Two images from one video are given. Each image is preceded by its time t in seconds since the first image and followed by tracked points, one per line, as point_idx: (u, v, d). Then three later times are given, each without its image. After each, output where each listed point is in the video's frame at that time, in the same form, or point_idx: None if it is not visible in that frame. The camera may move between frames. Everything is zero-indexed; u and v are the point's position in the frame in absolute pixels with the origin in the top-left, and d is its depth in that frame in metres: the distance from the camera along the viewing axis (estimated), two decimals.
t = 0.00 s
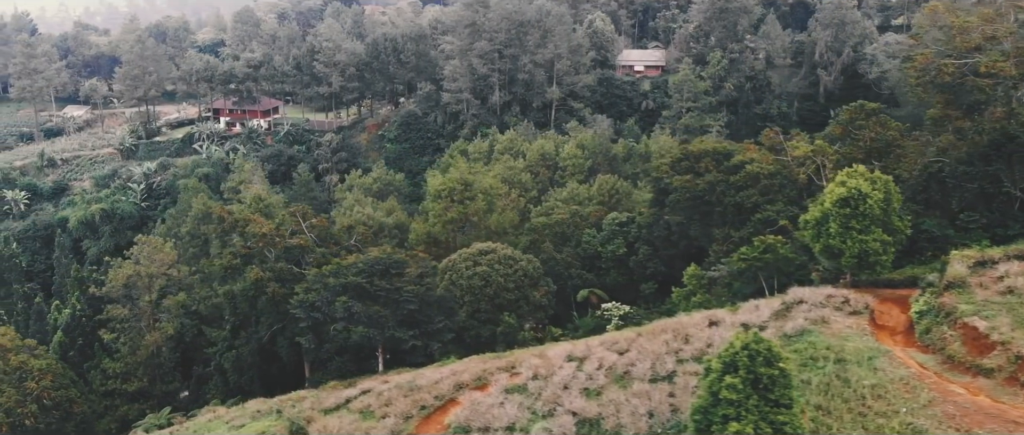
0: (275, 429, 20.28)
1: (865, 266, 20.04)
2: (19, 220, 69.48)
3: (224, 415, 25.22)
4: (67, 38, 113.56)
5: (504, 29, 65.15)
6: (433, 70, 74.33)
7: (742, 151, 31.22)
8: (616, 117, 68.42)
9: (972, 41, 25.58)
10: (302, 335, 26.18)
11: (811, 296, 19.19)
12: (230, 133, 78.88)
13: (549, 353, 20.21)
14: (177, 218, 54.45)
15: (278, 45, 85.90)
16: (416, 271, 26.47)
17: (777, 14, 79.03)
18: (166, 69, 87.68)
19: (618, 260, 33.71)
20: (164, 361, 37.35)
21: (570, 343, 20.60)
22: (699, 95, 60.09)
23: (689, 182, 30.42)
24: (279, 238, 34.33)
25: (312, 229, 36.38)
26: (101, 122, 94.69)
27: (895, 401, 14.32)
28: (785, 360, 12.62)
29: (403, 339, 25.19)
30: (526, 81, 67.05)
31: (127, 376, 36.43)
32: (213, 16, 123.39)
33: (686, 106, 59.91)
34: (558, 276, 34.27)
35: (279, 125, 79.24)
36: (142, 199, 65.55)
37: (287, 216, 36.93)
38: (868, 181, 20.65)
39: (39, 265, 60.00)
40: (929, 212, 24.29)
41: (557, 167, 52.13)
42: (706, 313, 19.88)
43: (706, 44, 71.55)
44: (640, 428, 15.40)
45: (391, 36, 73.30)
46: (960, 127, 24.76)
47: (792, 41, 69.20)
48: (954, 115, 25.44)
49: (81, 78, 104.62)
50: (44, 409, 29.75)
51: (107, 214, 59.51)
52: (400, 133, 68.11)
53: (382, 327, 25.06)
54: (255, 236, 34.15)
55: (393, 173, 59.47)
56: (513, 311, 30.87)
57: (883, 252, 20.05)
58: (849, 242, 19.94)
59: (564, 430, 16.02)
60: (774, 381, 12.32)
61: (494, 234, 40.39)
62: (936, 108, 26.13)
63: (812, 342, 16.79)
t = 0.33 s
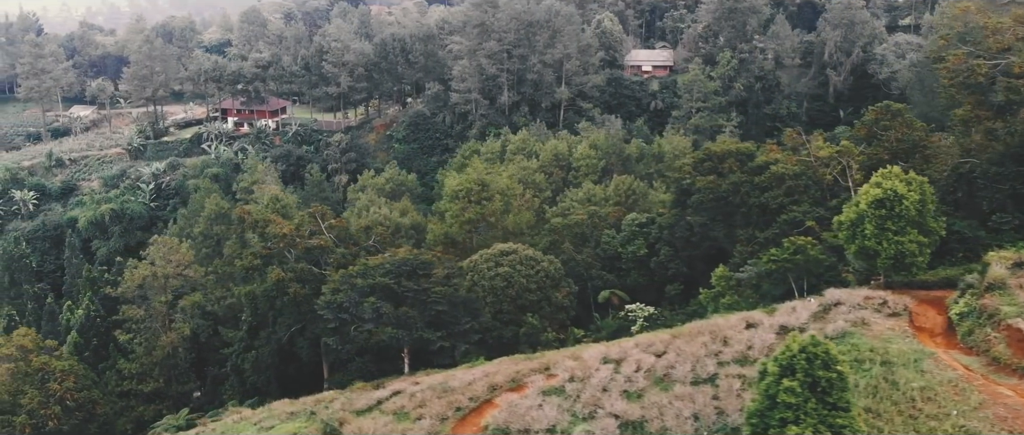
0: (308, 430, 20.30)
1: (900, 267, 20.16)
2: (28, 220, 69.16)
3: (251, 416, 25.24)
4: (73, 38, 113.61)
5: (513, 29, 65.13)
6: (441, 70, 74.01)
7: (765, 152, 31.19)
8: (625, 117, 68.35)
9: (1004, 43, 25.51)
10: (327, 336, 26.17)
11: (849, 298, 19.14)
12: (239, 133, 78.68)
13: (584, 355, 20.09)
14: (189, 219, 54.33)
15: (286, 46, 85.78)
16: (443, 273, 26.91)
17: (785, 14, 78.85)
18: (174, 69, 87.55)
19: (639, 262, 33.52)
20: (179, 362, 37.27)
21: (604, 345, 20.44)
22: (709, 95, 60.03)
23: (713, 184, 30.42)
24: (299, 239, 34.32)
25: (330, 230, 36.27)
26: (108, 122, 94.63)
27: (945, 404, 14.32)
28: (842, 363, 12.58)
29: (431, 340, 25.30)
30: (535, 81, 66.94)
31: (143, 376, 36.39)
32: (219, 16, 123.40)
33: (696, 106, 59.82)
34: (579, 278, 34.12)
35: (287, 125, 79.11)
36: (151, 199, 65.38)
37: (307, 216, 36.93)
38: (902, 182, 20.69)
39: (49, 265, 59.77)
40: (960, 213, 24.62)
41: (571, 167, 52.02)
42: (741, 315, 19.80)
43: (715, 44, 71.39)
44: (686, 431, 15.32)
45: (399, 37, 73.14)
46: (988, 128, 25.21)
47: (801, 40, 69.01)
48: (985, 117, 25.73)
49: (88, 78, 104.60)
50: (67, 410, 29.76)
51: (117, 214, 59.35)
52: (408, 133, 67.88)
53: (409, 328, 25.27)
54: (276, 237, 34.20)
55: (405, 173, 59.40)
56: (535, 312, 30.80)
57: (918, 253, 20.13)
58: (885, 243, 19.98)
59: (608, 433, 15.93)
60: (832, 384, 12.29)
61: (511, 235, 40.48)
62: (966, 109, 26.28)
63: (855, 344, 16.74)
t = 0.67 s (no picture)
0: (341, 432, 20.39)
1: (936, 268, 20.11)
2: (37, 221, 68.79)
3: (278, 417, 25.32)
4: (80, 38, 113.56)
5: (522, 30, 65.04)
6: (450, 70, 73.32)
7: (788, 152, 31.11)
8: (634, 117, 68.24)
9: None
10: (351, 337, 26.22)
11: (886, 299, 19.12)
12: (247, 133, 78.47)
13: (618, 357, 19.94)
14: (201, 220, 54.22)
15: (293, 46, 85.58)
16: (469, 274, 27.05)
17: (793, 14, 78.70)
18: (182, 69, 87.38)
19: (659, 262, 33.35)
20: (196, 363, 37.22)
21: (638, 347, 20.30)
22: (718, 95, 59.94)
23: (735, 184, 30.44)
24: (319, 239, 34.42)
25: (349, 230, 36.37)
26: (114, 122, 94.53)
27: (995, 406, 14.39)
28: (899, 367, 12.55)
29: (458, 342, 25.54)
30: (544, 81, 66.79)
31: (159, 377, 36.49)
32: (225, 17, 123.30)
33: (706, 106, 59.70)
34: (599, 278, 34.07)
35: (295, 126, 78.92)
36: (160, 199, 65.13)
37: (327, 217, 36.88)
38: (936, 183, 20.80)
39: (59, 266, 59.55)
40: (990, 213, 25.27)
41: (585, 168, 51.83)
42: (777, 317, 19.79)
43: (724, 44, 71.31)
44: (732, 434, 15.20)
45: (407, 37, 72.87)
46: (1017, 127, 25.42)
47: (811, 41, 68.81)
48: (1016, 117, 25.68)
49: (94, 79, 104.49)
50: (90, 411, 29.92)
51: (126, 215, 59.20)
52: (416, 133, 67.29)
53: (437, 329, 25.55)
54: (297, 238, 34.16)
55: (415, 173, 59.25)
56: (557, 313, 30.68)
57: (954, 255, 20.09)
58: (921, 245, 19.94)
59: None
60: (890, 386, 12.28)
61: (529, 235, 40.54)
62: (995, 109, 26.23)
63: (898, 345, 16.71)
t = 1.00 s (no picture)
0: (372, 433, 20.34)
1: (970, 269, 20.09)
2: (45, 221, 67.55)
3: (303, 418, 25.31)
4: (86, 39, 113.32)
5: (531, 29, 65.06)
6: (458, 71, 73.09)
7: (810, 153, 31.18)
8: (642, 117, 68.10)
9: None
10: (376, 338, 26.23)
11: (921, 300, 19.11)
12: (255, 133, 78.12)
13: (652, 359, 19.83)
14: (212, 220, 54.03)
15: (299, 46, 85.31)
16: (494, 275, 27.52)
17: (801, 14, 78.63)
18: (189, 69, 87.20)
19: (679, 263, 33.14)
20: (210, 363, 37.07)
21: (671, 349, 20.24)
22: (728, 95, 59.70)
23: (758, 184, 30.27)
24: (338, 239, 34.40)
25: (367, 231, 36.10)
26: (120, 122, 94.34)
27: None
28: (950, 369, 12.94)
29: (484, 343, 26.29)
30: (552, 81, 66.59)
31: (174, 378, 36.48)
32: (232, 18, 123.27)
33: (715, 106, 59.49)
34: (618, 278, 33.96)
35: (302, 126, 78.61)
36: (168, 199, 64.47)
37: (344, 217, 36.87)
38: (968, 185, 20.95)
39: (68, 266, 59.30)
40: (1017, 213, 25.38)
41: (598, 169, 51.65)
42: (811, 319, 19.79)
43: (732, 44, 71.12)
44: None
45: (415, 37, 72.61)
46: None
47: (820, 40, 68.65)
48: None
49: (100, 79, 104.29)
50: (112, 412, 29.94)
51: (135, 215, 58.99)
52: (424, 133, 66.52)
53: (465, 330, 26.35)
54: (316, 238, 34.16)
55: (426, 173, 59.10)
56: (578, 314, 30.39)
57: (988, 256, 20.08)
58: (954, 245, 19.95)
59: None
60: (944, 388, 12.69)
61: (544, 236, 40.62)
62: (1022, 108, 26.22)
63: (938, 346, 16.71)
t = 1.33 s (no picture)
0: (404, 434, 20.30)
1: (1002, 271, 20.18)
2: (52, 221, 67.03)
3: (327, 419, 25.27)
4: (92, 38, 113.10)
5: (539, 29, 64.85)
6: (466, 70, 72.91)
7: (832, 153, 31.25)
8: (650, 117, 68.05)
9: None
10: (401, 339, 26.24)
11: (956, 301, 19.10)
12: (262, 133, 77.75)
13: (686, 360, 19.75)
14: (223, 220, 53.81)
15: (305, 46, 85.03)
16: (520, 276, 27.60)
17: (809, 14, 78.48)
18: (197, 68, 87.04)
19: (699, 263, 33.09)
20: (225, 364, 36.90)
21: (703, 351, 20.17)
22: (737, 95, 59.38)
23: (783, 184, 30.02)
24: (356, 239, 34.33)
25: (385, 231, 36.12)
26: (126, 122, 94.15)
27: None
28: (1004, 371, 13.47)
29: (511, 343, 26.43)
30: (560, 81, 66.28)
31: (189, 379, 36.34)
32: (237, 18, 123.15)
33: (725, 106, 59.14)
34: (639, 279, 33.88)
35: (310, 126, 78.39)
36: (177, 199, 64.22)
37: (362, 218, 36.83)
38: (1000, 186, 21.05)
39: (77, 266, 59.11)
40: None
41: (611, 169, 51.54)
42: (844, 320, 19.77)
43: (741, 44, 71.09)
44: None
45: (423, 37, 72.45)
46: None
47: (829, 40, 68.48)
48: None
49: (106, 78, 104.07)
50: (135, 413, 30.00)
51: (145, 215, 58.79)
52: (432, 133, 66.10)
53: (493, 331, 26.52)
54: (335, 238, 34.10)
55: (437, 173, 58.96)
56: (600, 314, 30.09)
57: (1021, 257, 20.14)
58: (989, 246, 19.99)
59: None
60: (998, 391, 13.21)
61: (560, 236, 40.70)
62: None
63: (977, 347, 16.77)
